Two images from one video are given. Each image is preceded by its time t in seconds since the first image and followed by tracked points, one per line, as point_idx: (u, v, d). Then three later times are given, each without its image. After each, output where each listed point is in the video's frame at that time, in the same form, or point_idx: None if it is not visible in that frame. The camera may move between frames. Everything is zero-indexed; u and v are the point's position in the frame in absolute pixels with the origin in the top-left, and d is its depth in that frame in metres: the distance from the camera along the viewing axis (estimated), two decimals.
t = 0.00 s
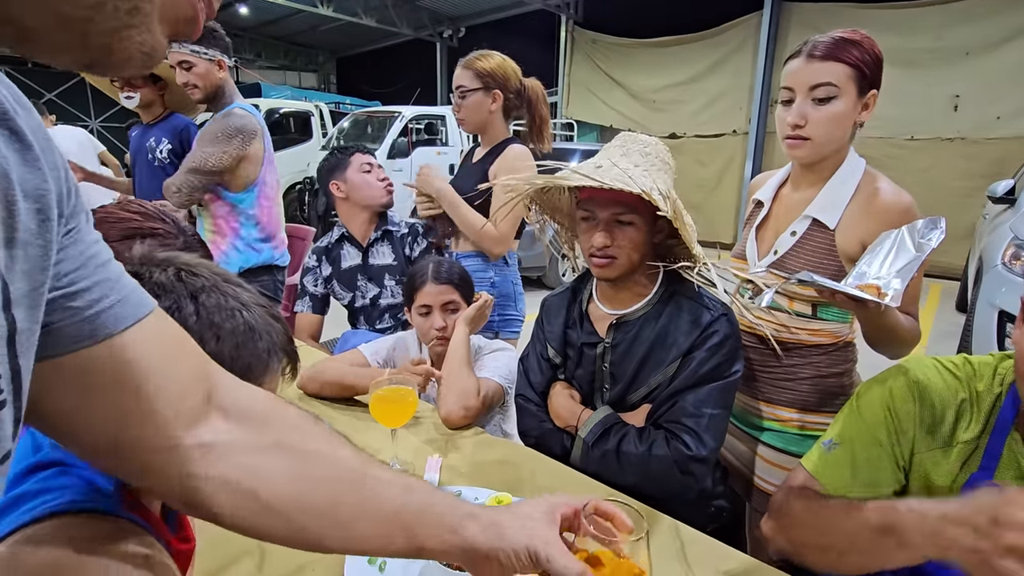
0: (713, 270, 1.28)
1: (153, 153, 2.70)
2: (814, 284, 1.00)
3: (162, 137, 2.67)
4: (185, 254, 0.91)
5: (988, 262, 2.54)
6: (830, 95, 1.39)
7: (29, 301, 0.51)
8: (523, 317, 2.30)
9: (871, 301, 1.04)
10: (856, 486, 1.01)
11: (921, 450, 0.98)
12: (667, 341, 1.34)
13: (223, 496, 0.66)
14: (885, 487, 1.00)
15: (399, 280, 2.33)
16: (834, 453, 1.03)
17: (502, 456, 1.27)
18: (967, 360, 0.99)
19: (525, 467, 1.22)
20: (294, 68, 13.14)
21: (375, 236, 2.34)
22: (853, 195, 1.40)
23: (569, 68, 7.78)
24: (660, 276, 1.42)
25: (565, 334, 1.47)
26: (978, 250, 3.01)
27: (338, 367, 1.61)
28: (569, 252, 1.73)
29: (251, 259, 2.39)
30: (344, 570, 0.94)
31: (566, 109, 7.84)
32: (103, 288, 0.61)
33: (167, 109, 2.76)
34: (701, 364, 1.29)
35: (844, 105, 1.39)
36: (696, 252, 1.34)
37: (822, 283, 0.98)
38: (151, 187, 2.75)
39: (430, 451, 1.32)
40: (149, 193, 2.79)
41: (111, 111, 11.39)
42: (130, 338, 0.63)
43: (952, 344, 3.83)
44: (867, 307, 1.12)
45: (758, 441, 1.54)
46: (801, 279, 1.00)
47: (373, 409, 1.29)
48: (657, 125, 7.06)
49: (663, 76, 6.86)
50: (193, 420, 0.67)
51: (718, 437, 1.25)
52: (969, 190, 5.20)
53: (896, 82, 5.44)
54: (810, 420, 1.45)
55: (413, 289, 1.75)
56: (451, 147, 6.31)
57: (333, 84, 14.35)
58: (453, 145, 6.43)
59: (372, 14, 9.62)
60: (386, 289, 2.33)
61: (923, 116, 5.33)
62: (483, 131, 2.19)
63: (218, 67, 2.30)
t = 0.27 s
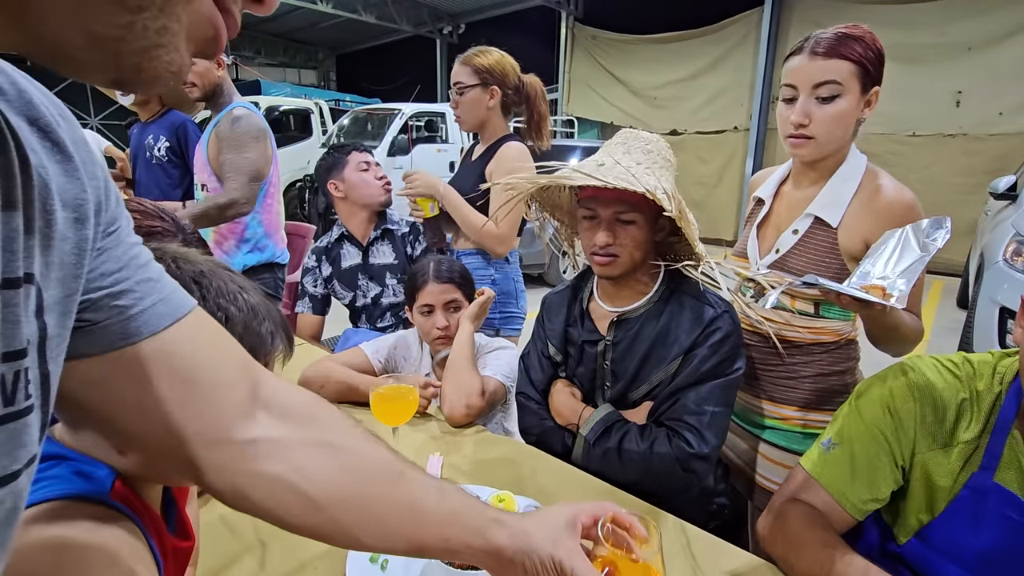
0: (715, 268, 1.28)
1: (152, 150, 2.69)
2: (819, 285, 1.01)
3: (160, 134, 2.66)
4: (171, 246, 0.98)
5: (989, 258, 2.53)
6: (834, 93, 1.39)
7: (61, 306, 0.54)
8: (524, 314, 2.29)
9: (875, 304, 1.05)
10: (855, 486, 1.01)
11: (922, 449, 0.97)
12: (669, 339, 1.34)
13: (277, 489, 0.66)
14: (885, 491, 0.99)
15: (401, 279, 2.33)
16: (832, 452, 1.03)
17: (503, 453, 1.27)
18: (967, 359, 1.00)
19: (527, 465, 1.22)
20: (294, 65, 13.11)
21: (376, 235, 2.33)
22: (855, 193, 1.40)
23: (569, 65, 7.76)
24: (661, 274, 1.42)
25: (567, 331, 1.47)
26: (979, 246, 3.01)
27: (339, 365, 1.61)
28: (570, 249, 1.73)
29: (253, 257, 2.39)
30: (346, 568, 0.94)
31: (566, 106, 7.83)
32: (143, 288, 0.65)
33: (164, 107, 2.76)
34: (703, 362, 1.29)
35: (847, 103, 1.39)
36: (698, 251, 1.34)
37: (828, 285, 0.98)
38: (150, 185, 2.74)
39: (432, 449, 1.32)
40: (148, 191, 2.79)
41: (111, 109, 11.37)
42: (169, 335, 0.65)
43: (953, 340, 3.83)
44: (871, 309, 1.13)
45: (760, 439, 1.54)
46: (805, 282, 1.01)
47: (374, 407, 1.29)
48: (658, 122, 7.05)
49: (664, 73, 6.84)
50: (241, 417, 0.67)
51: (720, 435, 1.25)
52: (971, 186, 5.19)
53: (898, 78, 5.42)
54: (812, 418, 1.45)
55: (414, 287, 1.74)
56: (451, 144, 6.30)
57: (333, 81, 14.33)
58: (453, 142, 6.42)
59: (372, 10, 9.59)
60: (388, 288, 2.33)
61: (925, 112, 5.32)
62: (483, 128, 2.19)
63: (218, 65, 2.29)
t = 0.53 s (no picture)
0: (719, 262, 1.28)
1: (154, 148, 2.69)
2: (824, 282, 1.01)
3: (161, 131, 2.66)
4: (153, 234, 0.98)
5: (993, 253, 2.53)
6: (847, 90, 1.36)
7: (77, 301, 0.56)
8: (525, 310, 2.29)
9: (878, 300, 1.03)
10: (859, 479, 1.00)
11: (927, 443, 0.97)
12: (672, 334, 1.34)
13: (294, 483, 0.68)
14: (889, 484, 0.99)
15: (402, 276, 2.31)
16: (837, 445, 1.03)
17: (506, 449, 1.27)
18: (973, 353, 1.00)
19: (530, 461, 1.22)
20: (294, 62, 13.08)
21: (377, 232, 2.33)
22: (861, 189, 1.39)
23: (570, 61, 7.73)
24: (665, 270, 1.42)
25: (569, 327, 1.46)
26: (982, 241, 3.00)
27: (341, 361, 1.61)
28: (572, 245, 1.72)
29: (264, 252, 2.41)
30: (349, 564, 0.94)
31: (567, 102, 7.82)
32: (159, 282, 0.66)
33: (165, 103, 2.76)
34: (706, 357, 1.28)
35: (860, 101, 1.37)
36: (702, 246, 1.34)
37: (831, 283, 0.99)
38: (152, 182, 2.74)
39: (435, 445, 1.32)
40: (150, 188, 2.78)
41: (111, 106, 11.33)
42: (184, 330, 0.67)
43: (956, 336, 3.82)
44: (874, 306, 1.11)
45: (763, 435, 1.53)
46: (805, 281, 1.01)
47: (377, 403, 1.29)
48: (659, 118, 7.03)
49: (665, 68, 6.82)
50: (261, 410, 0.69)
51: (724, 429, 1.25)
52: (973, 181, 5.17)
53: (901, 73, 5.40)
54: (816, 414, 1.45)
55: (418, 283, 1.74)
56: (452, 140, 6.29)
57: (333, 78, 14.31)
58: (453, 138, 6.41)
59: (372, 6, 9.57)
60: (389, 284, 2.31)
61: (927, 107, 5.30)
62: (484, 123, 2.18)
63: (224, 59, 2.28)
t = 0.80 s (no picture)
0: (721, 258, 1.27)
1: (153, 144, 2.68)
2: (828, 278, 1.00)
3: (161, 128, 2.64)
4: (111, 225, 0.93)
5: (996, 250, 2.52)
6: (863, 87, 1.33)
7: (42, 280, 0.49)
8: (523, 307, 2.28)
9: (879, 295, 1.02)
10: (869, 475, 0.99)
11: (937, 438, 0.97)
12: (676, 331, 1.33)
13: (220, 499, 0.54)
14: (899, 480, 0.98)
15: (402, 273, 2.31)
16: (847, 438, 1.02)
17: (507, 446, 1.27)
18: (982, 348, 0.99)
19: (532, 458, 1.21)
20: (294, 58, 13.05)
21: (376, 229, 2.33)
22: (869, 185, 1.38)
23: (571, 56, 7.70)
24: (667, 267, 1.41)
25: (571, 323, 1.46)
26: (985, 237, 2.99)
27: (342, 358, 1.60)
28: (575, 242, 1.71)
29: (266, 248, 2.38)
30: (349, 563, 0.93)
31: (568, 98, 7.79)
32: (106, 271, 0.55)
33: (164, 99, 2.75)
34: (709, 354, 1.28)
35: (875, 99, 1.34)
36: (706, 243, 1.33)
37: (831, 278, 0.97)
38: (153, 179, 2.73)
39: (436, 442, 1.32)
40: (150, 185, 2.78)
41: (111, 103, 11.27)
42: (132, 323, 0.55)
43: (959, 333, 3.81)
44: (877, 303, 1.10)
45: (767, 432, 1.53)
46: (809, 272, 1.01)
47: (378, 400, 1.28)
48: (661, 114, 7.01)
49: (667, 64, 6.79)
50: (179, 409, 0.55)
51: (727, 427, 1.24)
52: (977, 177, 5.15)
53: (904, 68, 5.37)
54: (820, 412, 1.44)
55: (420, 280, 1.74)
56: (453, 136, 6.27)
57: (333, 74, 14.28)
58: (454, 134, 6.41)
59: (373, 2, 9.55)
60: (388, 281, 2.31)
61: (931, 102, 5.28)
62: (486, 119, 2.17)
63: (234, 53, 2.29)
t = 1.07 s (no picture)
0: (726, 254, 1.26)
1: (155, 139, 2.68)
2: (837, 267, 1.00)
3: (163, 123, 2.64)
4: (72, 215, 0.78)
5: (1001, 245, 2.51)
6: (875, 81, 1.31)
7: None
8: (525, 303, 2.28)
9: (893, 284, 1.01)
10: (875, 474, 0.99)
11: (945, 437, 0.97)
12: (680, 326, 1.32)
13: None
14: (906, 479, 0.98)
15: (403, 269, 2.31)
16: (852, 437, 1.02)
17: (510, 442, 1.27)
18: (992, 345, 0.99)
19: (535, 453, 1.21)
20: (296, 53, 13.02)
21: (377, 224, 2.32)
22: (879, 179, 1.37)
23: (574, 51, 7.67)
24: (671, 261, 1.40)
25: (574, 319, 1.46)
26: (990, 232, 2.98)
27: (345, 353, 1.60)
28: (578, 236, 1.71)
29: (268, 243, 2.41)
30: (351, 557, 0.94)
31: (571, 92, 7.76)
32: None
33: (165, 94, 2.74)
34: (714, 349, 1.27)
35: (886, 93, 1.32)
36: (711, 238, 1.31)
37: (844, 265, 0.97)
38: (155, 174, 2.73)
39: (439, 438, 1.32)
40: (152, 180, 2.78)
41: (113, 98, 11.27)
42: None
43: (962, 328, 3.80)
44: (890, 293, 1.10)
45: (771, 428, 1.53)
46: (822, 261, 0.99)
47: (381, 395, 1.28)
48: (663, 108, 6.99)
49: (670, 58, 6.76)
50: None
51: (730, 423, 1.24)
52: (982, 171, 5.12)
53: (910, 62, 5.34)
54: (825, 408, 1.44)
55: (422, 275, 1.73)
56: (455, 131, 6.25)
57: (335, 69, 14.25)
58: (456, 129, 6.41)
59: None
60: (390, 276, 2.31)
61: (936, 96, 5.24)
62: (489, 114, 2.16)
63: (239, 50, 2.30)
